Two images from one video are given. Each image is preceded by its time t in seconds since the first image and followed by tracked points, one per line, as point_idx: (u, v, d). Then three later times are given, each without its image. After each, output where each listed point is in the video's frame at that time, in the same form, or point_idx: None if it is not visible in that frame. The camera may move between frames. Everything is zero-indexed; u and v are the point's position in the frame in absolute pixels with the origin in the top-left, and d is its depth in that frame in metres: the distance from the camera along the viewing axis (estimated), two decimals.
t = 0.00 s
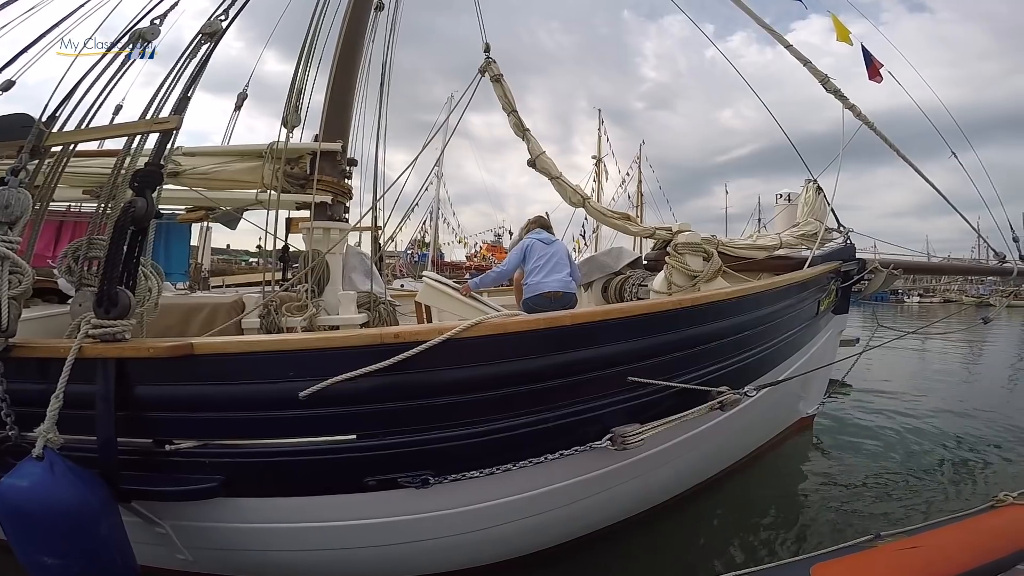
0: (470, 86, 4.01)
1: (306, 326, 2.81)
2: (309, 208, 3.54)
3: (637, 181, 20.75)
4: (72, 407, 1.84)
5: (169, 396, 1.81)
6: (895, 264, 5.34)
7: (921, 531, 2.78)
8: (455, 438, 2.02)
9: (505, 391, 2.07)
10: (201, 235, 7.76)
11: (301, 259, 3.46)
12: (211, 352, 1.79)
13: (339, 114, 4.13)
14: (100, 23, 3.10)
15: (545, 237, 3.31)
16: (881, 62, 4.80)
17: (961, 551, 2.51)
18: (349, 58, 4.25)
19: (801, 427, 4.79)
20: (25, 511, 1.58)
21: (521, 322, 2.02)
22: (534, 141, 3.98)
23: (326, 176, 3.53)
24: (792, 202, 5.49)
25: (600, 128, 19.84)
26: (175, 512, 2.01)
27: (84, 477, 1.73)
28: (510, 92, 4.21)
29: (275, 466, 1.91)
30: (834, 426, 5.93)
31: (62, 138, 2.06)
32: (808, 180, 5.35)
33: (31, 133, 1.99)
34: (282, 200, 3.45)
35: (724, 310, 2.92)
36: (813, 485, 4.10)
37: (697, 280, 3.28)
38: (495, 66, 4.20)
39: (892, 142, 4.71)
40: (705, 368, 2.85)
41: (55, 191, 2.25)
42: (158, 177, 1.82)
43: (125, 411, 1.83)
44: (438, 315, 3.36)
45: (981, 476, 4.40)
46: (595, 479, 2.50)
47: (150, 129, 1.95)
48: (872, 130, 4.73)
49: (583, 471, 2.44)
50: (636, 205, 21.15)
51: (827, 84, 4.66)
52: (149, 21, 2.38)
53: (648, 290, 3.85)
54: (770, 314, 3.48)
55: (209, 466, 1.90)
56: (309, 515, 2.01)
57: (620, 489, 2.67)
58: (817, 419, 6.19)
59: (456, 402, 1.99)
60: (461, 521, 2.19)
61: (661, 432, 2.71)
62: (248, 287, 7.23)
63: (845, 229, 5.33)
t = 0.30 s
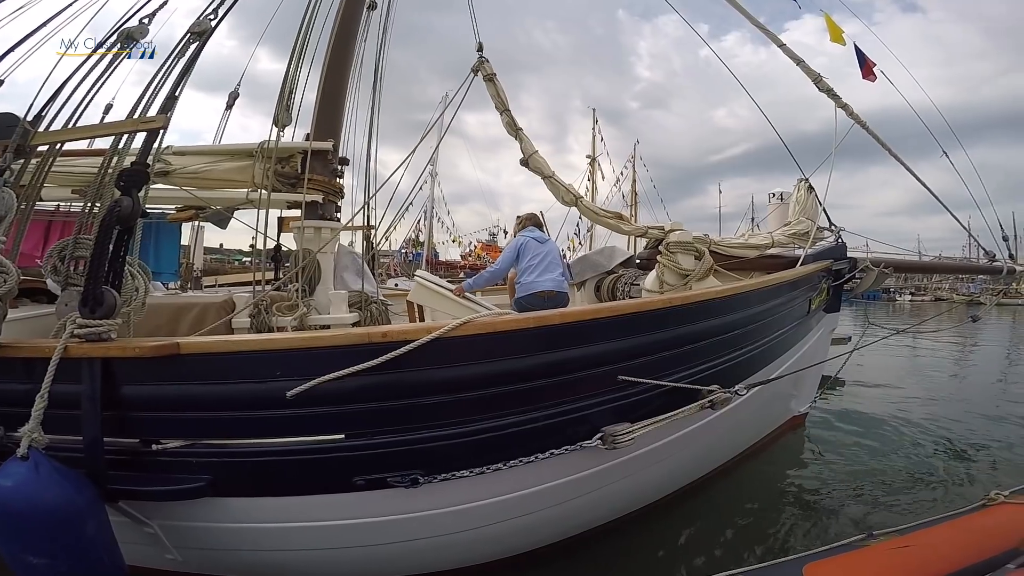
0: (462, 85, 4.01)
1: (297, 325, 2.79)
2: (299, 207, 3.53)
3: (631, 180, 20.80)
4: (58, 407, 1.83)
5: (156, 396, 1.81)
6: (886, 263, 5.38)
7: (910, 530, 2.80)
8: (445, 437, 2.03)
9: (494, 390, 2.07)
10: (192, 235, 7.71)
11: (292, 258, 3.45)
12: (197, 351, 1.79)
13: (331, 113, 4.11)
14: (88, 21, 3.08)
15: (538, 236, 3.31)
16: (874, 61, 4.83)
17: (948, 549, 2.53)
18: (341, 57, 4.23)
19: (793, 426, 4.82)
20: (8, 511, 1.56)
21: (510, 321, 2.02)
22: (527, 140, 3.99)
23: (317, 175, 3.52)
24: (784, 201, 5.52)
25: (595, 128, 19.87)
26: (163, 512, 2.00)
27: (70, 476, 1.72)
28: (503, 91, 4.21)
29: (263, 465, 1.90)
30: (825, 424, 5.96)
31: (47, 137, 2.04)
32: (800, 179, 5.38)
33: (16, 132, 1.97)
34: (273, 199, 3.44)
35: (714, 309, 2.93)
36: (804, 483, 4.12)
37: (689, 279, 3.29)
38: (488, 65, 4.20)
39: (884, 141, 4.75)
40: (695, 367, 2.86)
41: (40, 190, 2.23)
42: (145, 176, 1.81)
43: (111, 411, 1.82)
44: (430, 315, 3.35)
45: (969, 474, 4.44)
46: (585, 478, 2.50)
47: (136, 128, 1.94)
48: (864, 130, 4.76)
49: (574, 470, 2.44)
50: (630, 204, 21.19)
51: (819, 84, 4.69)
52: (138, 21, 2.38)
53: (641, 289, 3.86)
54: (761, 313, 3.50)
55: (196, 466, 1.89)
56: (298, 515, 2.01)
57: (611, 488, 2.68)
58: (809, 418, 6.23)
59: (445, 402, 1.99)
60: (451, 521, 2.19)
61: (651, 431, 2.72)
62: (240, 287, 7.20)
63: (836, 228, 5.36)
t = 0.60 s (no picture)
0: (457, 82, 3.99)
1: (288, 322, 2.77)
2: (292, 203, 3.52)
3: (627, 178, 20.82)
4: (45, 404, 1.82)
5: (144, 393, 1.80)
6: (880, 262, 5.40)
7: (901, 529, 2.81)
8: (436, 434, 2.02)
9: (486, 386, 2.07)
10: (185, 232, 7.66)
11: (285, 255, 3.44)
12: (185, 346, 1.78)
13: (324, 109, 4.10)
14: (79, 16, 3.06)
15: (532, 233, 3.31)
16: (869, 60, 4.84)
17: (939, 547, 2.54)
18: (334, 53, 4.21)
19: (786, 424, 4.84)
20: None
21: (502, 317, 2.02)
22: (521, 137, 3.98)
23: (309, 171, 3.51)
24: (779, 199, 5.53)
25: (592, 126, 19.89)
26: (152, 509, 1.99)
27: (57, 474, 1.71)
28: (498, 88, 4.20)
29: (253, 463, 1.90)
30: (818, 422, 5.99)
31: (35, 133, 2.02)
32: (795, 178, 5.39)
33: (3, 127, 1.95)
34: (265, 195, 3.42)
35: (708, 307, 2.94)
36: (797, 481, 4.14)
37: (683, 276, 3.29)
38: (483, 62, 4.19)
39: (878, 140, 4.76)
40: (688, 364, 2.86)
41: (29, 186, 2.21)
42: (133, 172, 1.80)
43: (98, 408, 1.82)
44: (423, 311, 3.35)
45: (961, 473, 4.46)
46: (578, 476, 2.50)
47: (124, 124, 1.92)
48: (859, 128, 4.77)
49: (566, 468, 2.44)
50: (626, 203, 21.20)
51: (814, 82, 4.70)
52: (129, 17, 2.36)
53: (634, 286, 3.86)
54: (755, 311, 3.50)
55: (185, 463, 1.88)
56: (288, 512, 2.00)
57: (603, 486, 2.68)
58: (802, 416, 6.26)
59: (437, 399, 1.99)
60: (442, 519, 2.19)
61: (643, 429, 2.72)
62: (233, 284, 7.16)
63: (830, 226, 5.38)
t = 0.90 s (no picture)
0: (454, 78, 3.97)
1: (284, 319, 2.75)
2: (288, 200, 3.50)
3: (625, 176, 20.84)
4: (35, 402, 1.81)
5: (135, 391, 1.78)
6: (877, 260, 5.40)
7: (899, 528, 2.80)
8: (432, 432, 2.02)
9: (483, 384, 2.06)
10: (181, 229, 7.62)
11: (281, 252, 3.42)
12: (176, 344, 1.76)
13: (321, 106, 4.08)
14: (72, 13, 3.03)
15: (528, 230, 3.30)
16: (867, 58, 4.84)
17: (937, 545, 2.54)
18: (331, 49, 4.18)
19: (783, 422, 4.84)
20: None
21: (499, 314, 2.01)
22: (518, 134, 3.96)
23: (305, 168, 3.49)
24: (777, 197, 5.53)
25: (590, 123, 19.87)
26: (146, 508, 1.98)
27: (48, 473, 1.70)
28: (495, 85, 4.18)
29: (248, 461, 1.89)
30: (815, 421, 6.00)
31: (26, 129, 2.00)
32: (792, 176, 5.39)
33: None
34: (260, 192, 3.40)
35: (705, 304, 2.93)
36: (795, 480, 4.14)
37: (680, 274, 3.28)
38: (480, 59, 4.16)
39: (876, 138, 4.76)
40: (686, 362, 2.86)
41: (21, 184, 2.18)
42: (125, 168, 1.78)
43: (90, 406, 1.80)
44: (420, 308, 3.34)
45: (957, 471, 4.48)
46: (575, 474, 2.50)
47: (116, 120, 1.90)
48: (857, 126, 4.77)
49: (563, 466, 2.43)
50: (623, 201, 21.19)
51: (812, 80, 4.69)
52: (123, 13, 2.34)
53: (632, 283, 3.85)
54: (752, 308, 3.50)
55: (178, 461, 1.87)
56: (282, 511, 1.99)
57: (600, 484, 2.68)
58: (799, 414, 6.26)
59: (432, 396, 1.98)
60: (438, 518, 2.18)
61: (641, 427, 2.72)
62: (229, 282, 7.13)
63: (828, 223, 5.37)
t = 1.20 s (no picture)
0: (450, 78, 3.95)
1: (281, 321, 2.73)
2: (284, 201, 3.47)
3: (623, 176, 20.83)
4: (28, 405, 1.79)
5: (130, 393, 1.76)
6: (876, 257, 5.39)
7: (903, 527, 2.78)
8: (431, 434, 2.00)
9: (482, 385, 2.04)
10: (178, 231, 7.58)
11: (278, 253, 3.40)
12: (171, 346, 1.74)
13: (317, 107, 4.06)
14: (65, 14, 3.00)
15: (528, 230, 3.28)
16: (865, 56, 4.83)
17: (941, 543, 2.52)
18: (327, 50, 4.16)
19: (785, 420, 4.82)
20: None
21: (497, 314, 1.99)
22: (516, 133, 3.95)
23: (302, 169, 3.47)
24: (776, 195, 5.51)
25: (588, 123, 19.85)
26: (142, 511, 1.96)
27: (41, 475, 1.68)
28: (492, 84, 4.16)
29: (245, 464, 1.87)
30: (816, 419, 5.98)
31: (17, 130, 1.97)
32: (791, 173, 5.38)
33: None
34: (257, 193, 3.38)
35: (706, 302, 2.91)
36: (796, 478, 4.13)
37: (680, 272, 3.27)
38: (477, 58, 4.15)
39: (874, 135, 4.75)
40: (686, 360, 2.84)
41: (14, 186, 2.16)
42: (118, 168, 1.76)
43: (84, 408, 1.78)
44: (419, 308, 3.32)
45: (959, 468, 4.46)
46: (576, 475, 2.48)
47: (109, 121, 1.88)
48: (855, 124, 4.75)
49: (564, 467, 2.42)
50: (622, 200, 21.17)
51: (810, 78, 4.68)
52: (116, 15, 2.32)
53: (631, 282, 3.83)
54: (752, 306, 3.48)
55: (174, 464, 1.85)
56: (280, 514, 1.97)
57: (601, 485, 2.66)
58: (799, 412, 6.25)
59: (431, 398, 1.96)
60: (438, 520, 2.16)
61: (642, 427, 2.70)
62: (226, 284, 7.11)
63: (827, 221, 5.36)
